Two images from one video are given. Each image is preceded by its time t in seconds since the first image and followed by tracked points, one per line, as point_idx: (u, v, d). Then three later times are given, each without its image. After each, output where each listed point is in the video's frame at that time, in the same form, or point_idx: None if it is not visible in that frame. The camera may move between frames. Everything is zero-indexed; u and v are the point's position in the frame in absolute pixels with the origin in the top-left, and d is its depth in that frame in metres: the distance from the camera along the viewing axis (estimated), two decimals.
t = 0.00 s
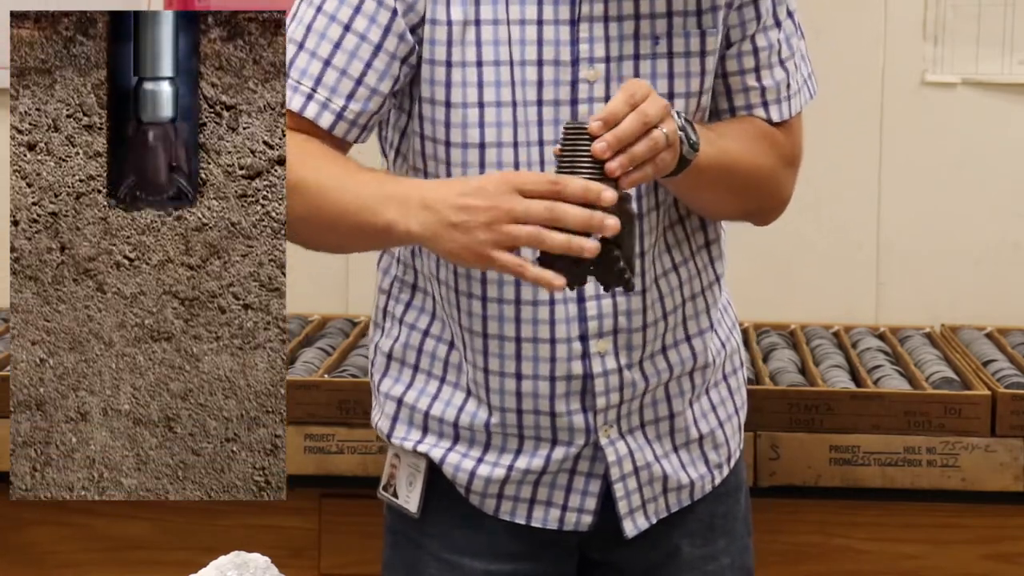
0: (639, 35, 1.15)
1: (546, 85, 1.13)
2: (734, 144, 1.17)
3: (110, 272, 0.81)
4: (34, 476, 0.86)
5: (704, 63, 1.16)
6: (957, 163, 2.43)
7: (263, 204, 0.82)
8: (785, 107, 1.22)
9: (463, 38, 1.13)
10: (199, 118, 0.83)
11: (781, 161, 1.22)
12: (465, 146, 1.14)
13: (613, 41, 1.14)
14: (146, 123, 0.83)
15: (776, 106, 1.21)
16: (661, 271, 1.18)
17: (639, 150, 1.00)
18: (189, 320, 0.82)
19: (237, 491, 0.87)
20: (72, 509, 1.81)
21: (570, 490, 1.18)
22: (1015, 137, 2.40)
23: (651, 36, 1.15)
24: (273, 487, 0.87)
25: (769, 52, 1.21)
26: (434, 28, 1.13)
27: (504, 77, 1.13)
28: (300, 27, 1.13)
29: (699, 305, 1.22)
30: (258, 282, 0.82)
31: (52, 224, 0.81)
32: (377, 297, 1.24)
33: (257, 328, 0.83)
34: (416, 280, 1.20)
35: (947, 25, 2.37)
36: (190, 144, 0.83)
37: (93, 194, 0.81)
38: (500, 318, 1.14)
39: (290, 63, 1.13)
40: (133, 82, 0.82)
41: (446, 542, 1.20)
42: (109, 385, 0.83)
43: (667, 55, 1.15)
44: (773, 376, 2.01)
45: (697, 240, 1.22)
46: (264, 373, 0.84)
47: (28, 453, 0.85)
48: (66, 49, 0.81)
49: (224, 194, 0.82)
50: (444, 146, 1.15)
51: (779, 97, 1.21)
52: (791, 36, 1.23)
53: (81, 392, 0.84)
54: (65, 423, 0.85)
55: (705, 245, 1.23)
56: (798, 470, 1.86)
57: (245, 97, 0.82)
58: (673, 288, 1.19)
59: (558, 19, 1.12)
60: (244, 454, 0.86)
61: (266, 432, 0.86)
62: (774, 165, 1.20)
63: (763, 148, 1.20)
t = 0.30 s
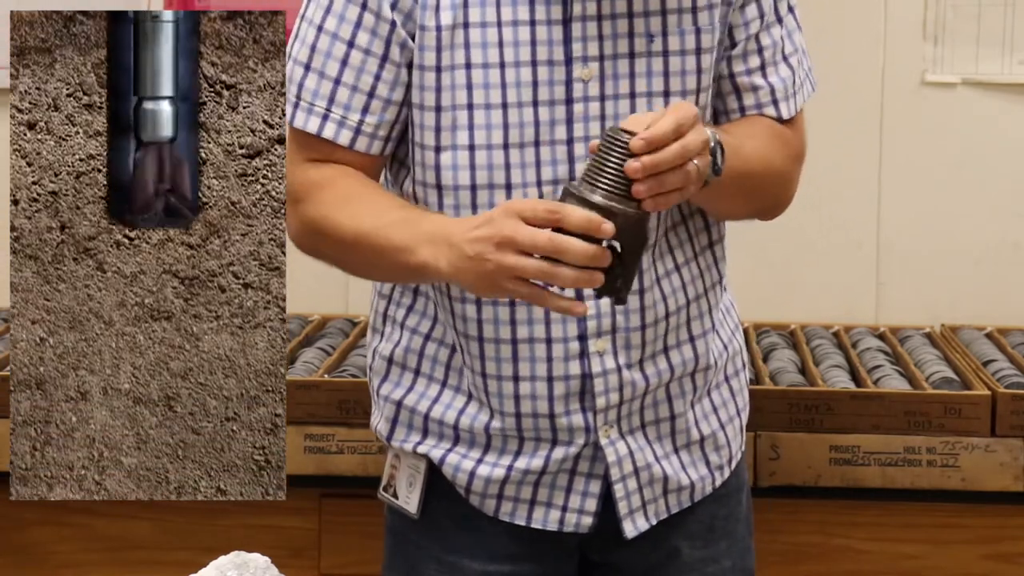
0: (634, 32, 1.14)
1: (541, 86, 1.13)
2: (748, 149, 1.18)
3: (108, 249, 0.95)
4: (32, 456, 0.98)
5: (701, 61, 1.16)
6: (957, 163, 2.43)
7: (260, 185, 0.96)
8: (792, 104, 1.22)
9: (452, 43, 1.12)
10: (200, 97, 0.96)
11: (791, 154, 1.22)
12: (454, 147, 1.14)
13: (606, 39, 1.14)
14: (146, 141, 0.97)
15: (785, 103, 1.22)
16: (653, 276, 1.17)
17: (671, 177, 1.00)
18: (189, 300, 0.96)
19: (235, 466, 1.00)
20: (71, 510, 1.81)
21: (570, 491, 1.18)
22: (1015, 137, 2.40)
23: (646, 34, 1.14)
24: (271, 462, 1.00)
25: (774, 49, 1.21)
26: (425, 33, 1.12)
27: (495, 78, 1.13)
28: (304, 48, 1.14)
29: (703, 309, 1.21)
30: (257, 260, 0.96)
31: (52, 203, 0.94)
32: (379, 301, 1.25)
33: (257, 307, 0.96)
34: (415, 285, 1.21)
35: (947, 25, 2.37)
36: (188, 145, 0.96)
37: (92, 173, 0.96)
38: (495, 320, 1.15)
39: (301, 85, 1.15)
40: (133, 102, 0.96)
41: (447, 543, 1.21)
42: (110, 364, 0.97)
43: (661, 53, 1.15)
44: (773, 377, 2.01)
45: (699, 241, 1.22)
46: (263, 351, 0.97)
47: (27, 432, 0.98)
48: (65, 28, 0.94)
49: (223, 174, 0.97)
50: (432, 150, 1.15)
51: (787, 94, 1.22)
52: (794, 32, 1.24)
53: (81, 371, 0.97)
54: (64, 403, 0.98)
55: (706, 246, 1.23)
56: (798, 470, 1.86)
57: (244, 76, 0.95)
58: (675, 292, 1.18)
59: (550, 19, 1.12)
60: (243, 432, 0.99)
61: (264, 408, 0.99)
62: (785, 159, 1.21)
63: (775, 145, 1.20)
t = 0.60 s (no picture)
0: (632, 20, 1.14)
1: (538, 75, 1.13)
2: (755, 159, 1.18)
3: (107, 225, 1.02)
4: (32, 432, 1.05)
5: (702, 48, 1.16)
6: (957, 163, 2.43)
7: (259, 161, 1.01)
8: (812, 90, 1.23)
9: (449, 35, 1.12)
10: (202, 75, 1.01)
11: (793, 139, 1.22)
12: (450, 139, 1.14)
13: (604, 28, 1.13)
14: (146, 163, 1.03)
15: (804, 91, 1.23)
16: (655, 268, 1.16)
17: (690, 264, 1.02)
18: (189, 278, 1.03)
19: (235, 443, 1.06)
20: (70, 509, 1.81)
21: (574, 484, 1.17)
22: (1015, 136, 2.40)
23: (644, 23, 1.14)
24: (271, 439, 1.06)
25: (790, 37, 1.21)
26: (421, 26, 1.12)
27: (492, 70, 1.13)
28: (306, 49, 1.14)
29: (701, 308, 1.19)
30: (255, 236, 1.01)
31: (51, 179, 1.00)
32: (379, 307, 1.26)
33: (258, 283, 1.03)
34: (410, 292, 1.21)
35: (947, 24, 2.37)
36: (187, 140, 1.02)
37: (92, 150, 1.01)
38: (496, 312, 1.15)
39: (304, 86, 1.14)
40: (134, 124, 1.02)
41: (448, 544, 1.21)
42: (110, 340, 1.03)
43: (661, 41, 1.14)
44: (773, 376, 2.01)
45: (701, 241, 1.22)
46: (263, 327, 1.04)
47: (27, 408, 1.04)
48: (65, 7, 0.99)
49: (223, 151, 1.02)
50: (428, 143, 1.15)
51: (805, 81, 1.22)
52: (808, 16, 1.24)
53: (82, 347, 1.03)
54: (64, 379, 1.03)
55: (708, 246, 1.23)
56: (798, 470, 1.86)
57: (245, 52, 0.99)
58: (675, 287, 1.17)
59: (547, 9, 1.12)
60: (243, 409, 1.06)
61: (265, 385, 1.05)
62: (790, 147, 1.21)
63: (776, 142, 1.21)
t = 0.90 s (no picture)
0: (626, 21, 1.13)
1: (533, 76, 1.13)
2: (738, 178, 1.18)
3: (107, 204, 1.08)
4: (32, 411, 1.10)
5: (697, 50, 1.15)
6: (957, 163, 2.43)
7: (259, 140, 1.06)
8: (802, 92, 1.23)
9: (444, 35, 1.12)
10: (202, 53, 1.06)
11: (773, 149, 1.23)
12: (447, 141, 1.14)
13: (597, 29, 1.13)
14: (146, 182, 1.09)
15: (794, 93, 1.23)
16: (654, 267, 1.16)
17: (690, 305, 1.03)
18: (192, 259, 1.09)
19: (234, 421, 1.12)
20: (70, 509, 1.81)
21: (574, 485, 1.17)
22: (1014, 136, 2.40)
23: (638, 24, 1.14)
24: (270, 418, 1.11)
25: (781, 39, 1.21)
26: (414, 27, 1.12)
27: (487, 70, 1.13)
28: (304, 52, 1.14)
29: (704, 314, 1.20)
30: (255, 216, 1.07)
31: (51, 158, 1.06)
32: (380, 311, 1.26)
33: (258, 263, 1.08)
34: (412, 294, 1.22)
35: (946, 24, 2.37)
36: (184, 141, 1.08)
37: (92, 129, 1.07)
38: (495, 315, 1.15)
39: (303, 88, 1.14)
40: (135, 144, 1.08)
41: (450, 544, 1.21)
42: (110, 320, 1.09)
43: (655, 42, 1.14)
44: (773, 376, 2.01)
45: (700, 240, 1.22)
46: (263, 307, 1.09)
47: (27, 387, 1.09)
48: None
49: (223, 129, 1.07)
50: (427, 144, 1.15)
51: (794, 84, 1.22)
52: (800, 18, 1.24)
53: (82, 326, 1.09)
54: (64, 358, 1.09)
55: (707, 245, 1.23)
56: (798, 471, 1.86)
57: (245, 31, 1.05)
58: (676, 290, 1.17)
59: (541, 9, 1.12)
60: (243, 388, 1.11)
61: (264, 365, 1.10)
62: (771, 161, 1.21)
63: (757, 155, 1.21)
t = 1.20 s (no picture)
0: (624, 25, 1.13)
1: (530, 81, 1.13)
2: (737, 185, 1.18)
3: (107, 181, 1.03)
4: (32, 388, 1.05)
5: (693, 53, 1.15)
6: (957, 163, 2.43)
7: (260, 117, 1.01)
8: (798, 94, 1.23)
9: (441, 42, 1.12)
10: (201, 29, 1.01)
11: (769, 153, 1.23)
12: (447, 146, 1.14)
13: (595, 33, 1.13)
14: (146, 206, 1.04)
15: (790, 95, 1.23)
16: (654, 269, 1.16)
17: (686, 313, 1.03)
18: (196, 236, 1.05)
19: (236, 398, 1.06)
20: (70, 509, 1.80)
21: (572, 487, 1.17)
22: (1015, 136, 2.40)
23: (635, 27, 1.14)
24: (271, 393, 1.06)
25: (778, 41, 1.21)
26: (411, 33, 1.12)
27: (485, 75, 1.13)
28: (302, 57, 1.14)
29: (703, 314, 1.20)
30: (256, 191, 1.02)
31: (51, 134, 1.00)
32: (378, 310, 1.26)
33: (257, 239, 1.03)
34: (411, 295, 1.21)
35: (946, 24, 2.37)
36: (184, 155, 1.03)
37: (91, 106, 1.02)
38: (494, 319, 1.15)
39: (303, 94, 1.14)
40: (135, 167, 1.04)
41: (449, 545, 1.21)
42: (109, 296, 1.04)
43: (651, 46, 1.14)
44: (773, 377, 2.01)
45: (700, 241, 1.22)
46: (263, 282, 1.04)
47: (26, 364, 1.04)
48: None
49: (223, 106, 1.02)
50: (427, 149, 1.15)
51: (791, 85, 1.22)
52: (798, 20, 1.23)
53: (81, 302, 1.04)
54: (64, 334, 1.04)
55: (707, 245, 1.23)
56: (798, 471, 1.86)
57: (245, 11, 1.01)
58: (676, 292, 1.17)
59: (539, 14, 1.12)
60: (244, 363, 1.06)
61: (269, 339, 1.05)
62: (767, 166, 1.22)
63: (753, 161, 1.21)
